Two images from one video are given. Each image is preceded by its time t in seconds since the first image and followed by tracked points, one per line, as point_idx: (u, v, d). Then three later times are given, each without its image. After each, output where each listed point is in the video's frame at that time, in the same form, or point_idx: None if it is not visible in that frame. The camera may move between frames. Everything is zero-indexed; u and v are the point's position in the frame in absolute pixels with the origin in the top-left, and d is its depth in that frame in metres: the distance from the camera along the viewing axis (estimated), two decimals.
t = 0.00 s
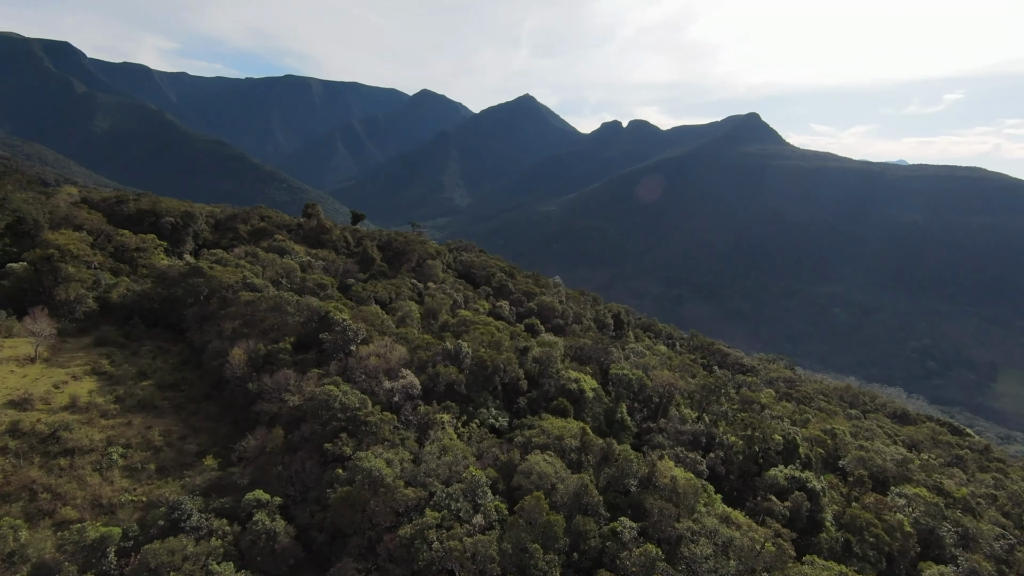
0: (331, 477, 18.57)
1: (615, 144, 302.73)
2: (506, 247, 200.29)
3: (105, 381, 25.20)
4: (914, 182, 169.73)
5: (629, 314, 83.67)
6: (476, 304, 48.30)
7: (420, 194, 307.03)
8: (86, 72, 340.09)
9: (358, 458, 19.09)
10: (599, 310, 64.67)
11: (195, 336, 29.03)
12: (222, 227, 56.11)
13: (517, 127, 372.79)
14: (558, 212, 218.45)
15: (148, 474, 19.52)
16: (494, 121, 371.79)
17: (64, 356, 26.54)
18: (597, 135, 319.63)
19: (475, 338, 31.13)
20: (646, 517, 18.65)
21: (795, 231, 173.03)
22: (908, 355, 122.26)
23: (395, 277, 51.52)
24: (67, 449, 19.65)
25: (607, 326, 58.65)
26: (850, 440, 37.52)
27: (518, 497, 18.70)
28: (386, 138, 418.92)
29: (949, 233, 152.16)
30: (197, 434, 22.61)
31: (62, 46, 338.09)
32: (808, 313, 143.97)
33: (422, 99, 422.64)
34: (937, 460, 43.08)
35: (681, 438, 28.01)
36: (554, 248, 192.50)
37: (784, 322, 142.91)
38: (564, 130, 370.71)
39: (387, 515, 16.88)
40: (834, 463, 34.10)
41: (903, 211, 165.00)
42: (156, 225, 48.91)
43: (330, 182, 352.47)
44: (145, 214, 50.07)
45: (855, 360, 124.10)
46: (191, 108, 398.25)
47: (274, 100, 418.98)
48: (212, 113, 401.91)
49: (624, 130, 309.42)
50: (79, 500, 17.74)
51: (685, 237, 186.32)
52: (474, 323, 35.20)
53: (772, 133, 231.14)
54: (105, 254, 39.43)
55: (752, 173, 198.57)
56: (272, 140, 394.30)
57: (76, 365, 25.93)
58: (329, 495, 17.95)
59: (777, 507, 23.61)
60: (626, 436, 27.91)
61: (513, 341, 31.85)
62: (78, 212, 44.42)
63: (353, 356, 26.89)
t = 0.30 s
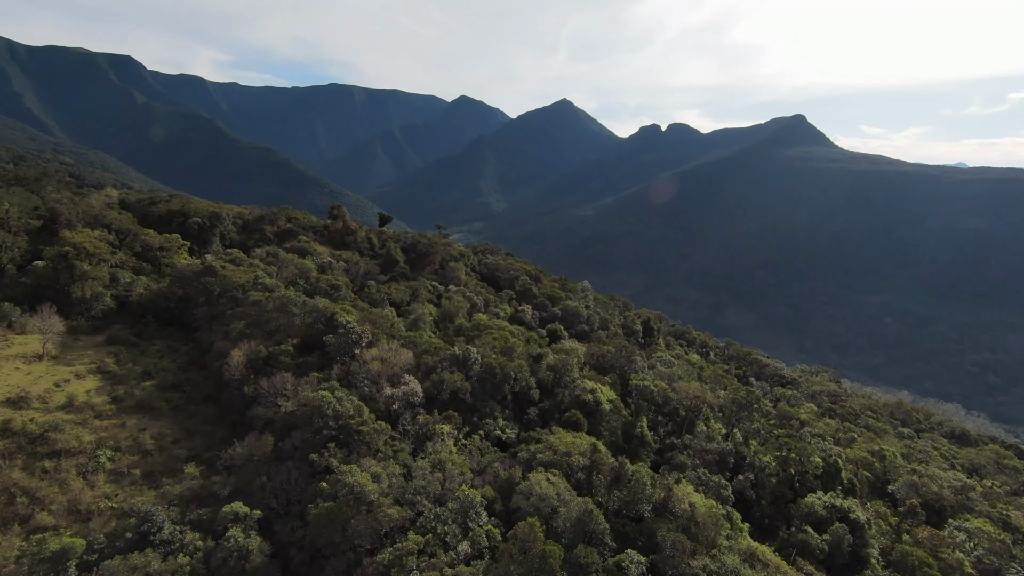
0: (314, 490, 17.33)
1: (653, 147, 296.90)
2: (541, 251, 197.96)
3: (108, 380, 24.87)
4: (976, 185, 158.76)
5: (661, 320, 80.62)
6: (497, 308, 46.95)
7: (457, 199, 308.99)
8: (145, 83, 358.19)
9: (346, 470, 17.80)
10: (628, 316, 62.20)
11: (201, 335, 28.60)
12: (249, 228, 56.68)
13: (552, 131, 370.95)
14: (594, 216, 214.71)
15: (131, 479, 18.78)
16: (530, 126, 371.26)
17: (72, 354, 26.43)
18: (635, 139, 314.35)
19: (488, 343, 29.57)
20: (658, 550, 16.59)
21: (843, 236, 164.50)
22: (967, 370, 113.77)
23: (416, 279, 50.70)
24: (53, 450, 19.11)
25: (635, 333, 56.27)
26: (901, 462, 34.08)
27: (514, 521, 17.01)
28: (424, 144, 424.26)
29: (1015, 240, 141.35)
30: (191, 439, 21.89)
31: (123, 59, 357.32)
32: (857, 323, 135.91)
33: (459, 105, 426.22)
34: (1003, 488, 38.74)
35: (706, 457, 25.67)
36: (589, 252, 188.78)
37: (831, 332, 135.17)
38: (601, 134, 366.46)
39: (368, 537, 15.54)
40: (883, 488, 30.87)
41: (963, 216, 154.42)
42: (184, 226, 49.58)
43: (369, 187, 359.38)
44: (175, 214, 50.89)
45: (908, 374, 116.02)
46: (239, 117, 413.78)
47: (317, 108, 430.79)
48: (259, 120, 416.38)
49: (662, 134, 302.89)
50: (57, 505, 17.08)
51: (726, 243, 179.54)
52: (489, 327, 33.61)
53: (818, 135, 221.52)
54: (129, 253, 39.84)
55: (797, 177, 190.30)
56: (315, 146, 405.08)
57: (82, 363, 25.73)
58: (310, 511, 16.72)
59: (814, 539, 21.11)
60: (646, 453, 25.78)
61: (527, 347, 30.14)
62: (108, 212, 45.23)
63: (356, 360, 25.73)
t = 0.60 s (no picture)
0: (294, 508, 16.10)
1: (690, 149, 289.64)
2: (575, 255, 195.28)
3: (110, 381, 24.53)
4: None
5: (695, 326, 77.30)
6: (517, 312, 45.41)
7: (491, 203, 309.26)
8: (196, 94, 374.64)
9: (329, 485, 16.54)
10: (657, 321, 59.53)
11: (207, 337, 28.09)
12: (274, 229, 57.05)
13: (587, 134, 366.96)
14: (629, 219, 210.31)
15: (115, 486, 18.06)
16: (563, 129, 368.69)
17: (79, 354, 26.29)
18: (671, 141, 307.27)
19: (500, 349, 27.97)
20: None
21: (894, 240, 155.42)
22: None
23: (436, 282, 49.69)
24: (40, 455, 18.59)
25: (664, 340, 53.66)
26: (960, 487, 30.52)
27: (508, 550, 15.39)
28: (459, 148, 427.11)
29: None
30: (185, 444, 21.15)
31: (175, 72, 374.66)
32: (910, 331, 127.64)
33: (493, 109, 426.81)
34: None
35: (734, 479, 23.31)
36: (623, 256, 184.70)
37: (880, 340, 127.20)
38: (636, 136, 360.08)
39: (344, 564, 14.21)
40: (939, 518, 27.66)
41: None
42: (209, 227, 50.10)
43: (405, 192, 364.56)
44: (201, 216, 51.48)
45: (968, 386, 107.71)
46: (281, 125, 427.53)
47: (355, 115, 440.42)
48: (300, 128, 428.97)
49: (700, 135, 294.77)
50: (33, 513, 16.41)
51: (767, 247, 172.51)
52: (504, 332, 32.05)
53: (867, 135, 210.98)
54: (152, 255, 40.42)
55: (844, 179, 181.41)
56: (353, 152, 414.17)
57: (87, 364, 25.49)
58: (288, 530, 15.51)
59: None
60: (666, 472, 23.69)
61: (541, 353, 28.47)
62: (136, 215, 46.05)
63: (358, 365, 24.57)
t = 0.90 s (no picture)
0: (270, 528, 14.92)
1: (727, 148, 281.06)
2: (609, 257, 191.51)
3: (112, 385, 24.14)
4: None
5: (729, 332, 73.87)
6: (538, 316, 43.69)
7: (525, 206, 307.70)
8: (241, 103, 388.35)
9: (309, 504, 15.29)
10: (688, 327, 56.67)
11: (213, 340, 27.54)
12: (297, 232, 57.15)
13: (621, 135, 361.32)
14: (665, 220, 204.91)
15: (96, 497, 17.30)
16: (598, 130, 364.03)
17: (86, 357, 26.10)
18: (708, 141, 298.97)
19: (511, 356, 26.35)
20: None
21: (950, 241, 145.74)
22: None
23: (456, 284, 48.54)
24: (26, 462, 18.04)
25: (695, 347, 50.90)
26: None
27: None
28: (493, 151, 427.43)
29: None
30: (177, 453, 20.40)
31: (222, 82, 389.26)
32: (969, 338, 118.98)
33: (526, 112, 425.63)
34: None
35: (765, 505, 20.97)
36: (659, 258, 179.80)
37: (935, 347, 119.11)
38: (672, 136, 352.16)
39: None
40: (1005, 552, 24.40)
41: None
42: (233, 230, 50.34)
43: (441, 195, 367.34)
44: (225, 219, 51.81)
45: None
46: (320, 131, 438.87)
47: (391, 120, 447.63)
48: (338, 134, 439.09)
49: (739, 134, 285.65)
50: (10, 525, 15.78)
51: (811, 249, 164.63)
52: (518, 336, 30.42)
53: (920, 131, 199.60)
54: (175, 259, 40.97)
55: (895, 177, 171.66)
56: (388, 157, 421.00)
57: (92, 367, 25.25)
58: (261, 553, 14.30)
59: None
60: (688, 495, 21.58)
61: (555, 360, 26.69)
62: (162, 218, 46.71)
63: (360, 371, 23.39)
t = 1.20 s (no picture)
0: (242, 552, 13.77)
1: (766, 145, 271.62)
2: (643, 258, 187.25)
3: (113, 390, 23.70)
4: None
5: (766, 335, 70.34)
6: (558, 319, 42.00)
7: (558, 206, 304.85)
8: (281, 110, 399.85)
9: (284, 529, 14.14)
10: (720, 330, 53.72)
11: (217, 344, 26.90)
12: (319, 233, 56.96)
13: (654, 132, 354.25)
14: (701, 219, 199.27)
15: (76, 512, 16.58)
16: (631, 129, 357.88)
17: (92, 361, 25.85)
18: (745, 137, 289.37)
19: (521, 362, 24.75)
20: None
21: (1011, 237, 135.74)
22: None
23: (475, 285, 47.33)
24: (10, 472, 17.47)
25: (726, 352, 48.17)
26: None
27: None
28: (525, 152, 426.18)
29: None
30: (168, 463, 19.67)
31: (262, 90, 400.82)
32: None
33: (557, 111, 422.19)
34: None
35: (799, 534, 18.71)
36: (695, 258, 174.56)
37: (994, 351, 111.09)
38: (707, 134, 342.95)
39: None
40: None
41: None
42: (254, 233, 50.28)
43: (473, 197, 368.22)
44: (247, 221, 51.83)
45: None
46: (355, 136, 447.21)
47: (423, 123, 452.22)
48: (373, 138, 446.39)
49: (778, 129, 275.55)
50: None
51: (857, 247, 156.56)
52: (532, 341, 28.85)
53: (976, 122, 187.51)
54: (195, 262, 41.01)
55: (948, 170, 161.41)
56: (421, 159, 425.25)
57: (95, 372, 24.88)
58: None
59: None
60: (711, 520, 19.58)
61: (569, 367, 24.94)
62: (186, 221, 47.07)
63: (360, 378, 22.25)
